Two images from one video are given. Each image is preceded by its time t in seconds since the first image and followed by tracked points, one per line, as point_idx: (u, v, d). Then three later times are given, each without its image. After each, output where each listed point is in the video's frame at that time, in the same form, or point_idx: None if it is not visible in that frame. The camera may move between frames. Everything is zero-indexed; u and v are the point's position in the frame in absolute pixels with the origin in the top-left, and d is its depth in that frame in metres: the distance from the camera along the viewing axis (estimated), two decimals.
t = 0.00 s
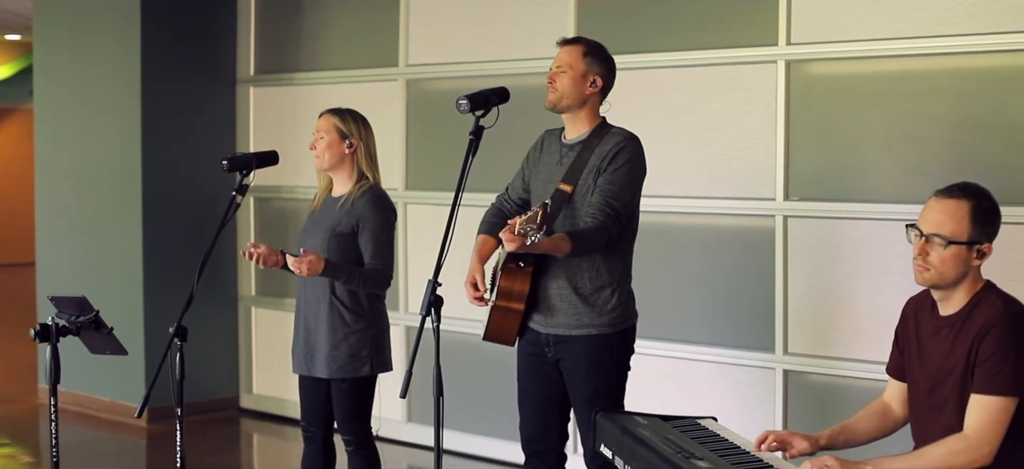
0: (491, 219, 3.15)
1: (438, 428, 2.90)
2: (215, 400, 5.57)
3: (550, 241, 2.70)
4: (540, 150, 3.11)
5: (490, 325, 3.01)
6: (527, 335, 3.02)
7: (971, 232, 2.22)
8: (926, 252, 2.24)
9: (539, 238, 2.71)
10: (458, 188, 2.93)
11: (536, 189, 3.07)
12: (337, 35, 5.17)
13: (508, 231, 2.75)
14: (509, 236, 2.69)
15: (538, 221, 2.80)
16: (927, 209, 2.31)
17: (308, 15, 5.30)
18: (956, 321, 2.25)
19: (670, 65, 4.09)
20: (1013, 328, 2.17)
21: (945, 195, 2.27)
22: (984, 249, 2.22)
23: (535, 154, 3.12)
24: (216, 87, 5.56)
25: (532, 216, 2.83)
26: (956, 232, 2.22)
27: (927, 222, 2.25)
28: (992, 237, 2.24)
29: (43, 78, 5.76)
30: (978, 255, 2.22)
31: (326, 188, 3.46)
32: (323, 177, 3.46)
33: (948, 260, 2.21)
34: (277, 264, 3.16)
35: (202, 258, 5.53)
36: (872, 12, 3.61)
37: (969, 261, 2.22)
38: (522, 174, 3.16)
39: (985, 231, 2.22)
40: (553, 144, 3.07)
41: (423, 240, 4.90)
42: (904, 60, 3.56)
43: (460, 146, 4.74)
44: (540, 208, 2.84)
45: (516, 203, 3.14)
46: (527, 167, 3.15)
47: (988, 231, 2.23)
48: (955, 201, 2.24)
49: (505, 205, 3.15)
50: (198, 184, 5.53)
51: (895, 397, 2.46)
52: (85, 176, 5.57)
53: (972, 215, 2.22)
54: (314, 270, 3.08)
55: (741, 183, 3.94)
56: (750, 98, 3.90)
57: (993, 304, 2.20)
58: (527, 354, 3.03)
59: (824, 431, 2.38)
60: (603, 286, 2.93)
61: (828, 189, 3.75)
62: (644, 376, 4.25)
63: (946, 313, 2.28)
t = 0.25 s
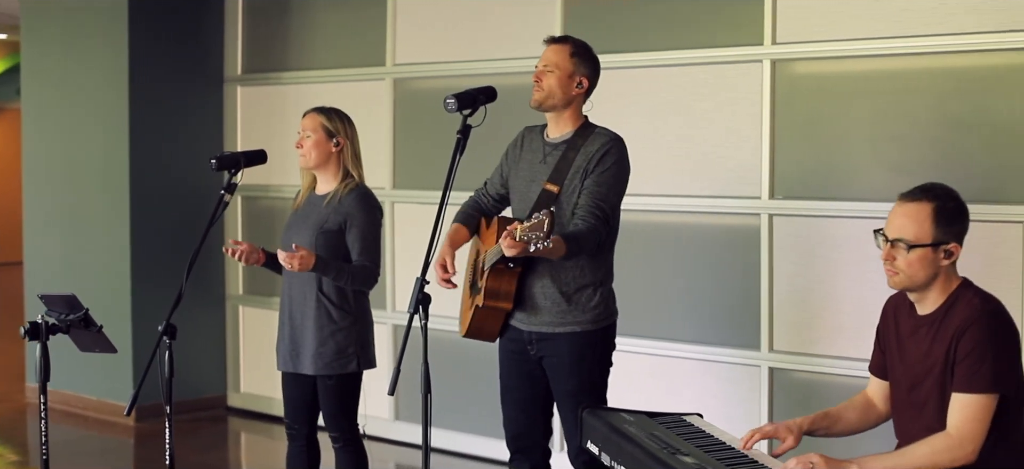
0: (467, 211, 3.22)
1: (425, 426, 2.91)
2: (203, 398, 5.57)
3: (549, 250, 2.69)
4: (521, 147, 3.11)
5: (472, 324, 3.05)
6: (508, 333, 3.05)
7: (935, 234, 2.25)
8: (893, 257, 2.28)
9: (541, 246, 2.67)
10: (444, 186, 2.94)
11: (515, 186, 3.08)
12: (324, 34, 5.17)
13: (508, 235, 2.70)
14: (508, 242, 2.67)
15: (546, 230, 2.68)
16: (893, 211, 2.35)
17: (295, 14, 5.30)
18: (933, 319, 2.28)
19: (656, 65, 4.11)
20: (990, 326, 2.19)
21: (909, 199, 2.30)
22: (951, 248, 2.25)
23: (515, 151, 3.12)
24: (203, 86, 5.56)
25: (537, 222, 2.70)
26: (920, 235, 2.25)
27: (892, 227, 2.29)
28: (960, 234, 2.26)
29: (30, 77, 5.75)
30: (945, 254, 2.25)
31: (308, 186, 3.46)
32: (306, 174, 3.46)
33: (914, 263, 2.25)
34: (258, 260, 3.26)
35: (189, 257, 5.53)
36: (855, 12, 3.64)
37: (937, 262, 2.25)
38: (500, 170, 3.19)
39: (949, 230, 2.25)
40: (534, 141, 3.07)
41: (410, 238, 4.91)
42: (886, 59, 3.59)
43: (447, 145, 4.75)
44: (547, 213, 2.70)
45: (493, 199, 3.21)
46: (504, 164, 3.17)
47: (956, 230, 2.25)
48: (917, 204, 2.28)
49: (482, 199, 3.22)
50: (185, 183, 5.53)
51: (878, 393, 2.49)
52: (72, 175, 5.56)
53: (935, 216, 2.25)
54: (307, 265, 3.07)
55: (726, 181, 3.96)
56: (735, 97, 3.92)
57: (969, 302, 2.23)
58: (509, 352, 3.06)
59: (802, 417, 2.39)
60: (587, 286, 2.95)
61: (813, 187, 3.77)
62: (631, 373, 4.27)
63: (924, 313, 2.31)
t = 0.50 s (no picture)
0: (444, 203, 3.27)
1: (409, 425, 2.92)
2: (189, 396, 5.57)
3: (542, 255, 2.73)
4: (499, 144, 3.12)
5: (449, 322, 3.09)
6: (486, 330, 3.07)
7: (906, 231, 2.27)
8: (865, 255, 2.31)
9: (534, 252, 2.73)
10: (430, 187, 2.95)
11: (494, 183, 3.10)
12: (309, 33, 5.18)
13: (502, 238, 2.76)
14: (503, 247, 2.73)
15: (544, 237, 2.69)
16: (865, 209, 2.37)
17: (281, 13, 5.30)
18: (908, 317, 2.31)
19: (640, 64, 4.14)
20: (963, 321, 2.21)
21: (880, 197, 2.33)
22: (921, 244, 2.28)
23: (493, 148, 3.14)
24: (189, 85, 5.56)
25: (533, 226, 2.71)
26: (890, 232, 2.28)
27: (863, 225, 2.32)
28: (931, 230, 2.29)
29: (14, 75, 5.73)
30: (917, 251, 2.28)
31: (283, 183, 3.45)
32: (282, 171, 3.45)
33: (886, 261, 2.28)
34: (232, 253, 3.32)
35: (175, 256, 5.53)
36: (837, 12, 3.67)
37: (909, 259, 2.28)
38: (475, 165, 3.21)
39: (920, 226, 2.27)
40: (514, 138, 3.09)
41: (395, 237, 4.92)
42: (866, 59, 3.63)
43: (431, 143, 4.76)
44: (545, 219, 2.70)
45: (469, 194, 3.25)
46: (480, 160, 3.19)
47: (925, 225, 2.28)
48: (887, 202, 2.31)
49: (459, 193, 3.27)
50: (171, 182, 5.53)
51: (858, 391, 2.51)
52: (57, 173, 5.55)
53: (906, 213, 2.28)
54: (298, 254, 3.11)
55: (709, 180, 3.99)
56: (718, 96, 3.95)
57: (943, 298, 2.26)
58: (489, 350, 3.07)
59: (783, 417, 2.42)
60: (568, 284, 2.97)
61: (795, 186, 3.80)
62: (614, 371, 4.29)
63: (898, 309, 2.34)
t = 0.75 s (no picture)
0: (420, 203, 3.31)
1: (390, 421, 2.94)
2: (173, 395, 5.57)
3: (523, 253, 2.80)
4: (475, 143, 3.15)
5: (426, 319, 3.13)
6: (463, 327, 3.10)
7: (883, 229, 2.30)
8: (843, 253, 2.34)
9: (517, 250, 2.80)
10: (411, 182, 2.98)
11: (470, 182, 3.12)
12: (293, 33, 5.19)
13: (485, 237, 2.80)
14: (488, 244, 2.77)
15: (530, 236, 2.76)
16: (841, 207, 2.40)
17: (265, 12, 5.31)
18: (885, 313, 2.35)
19: (622, 64, 4.17)
20: (938, 316, 2.25)
21: (857, 195, 2.36)
22: (898, 242, 2.31)
23: (469, 146, 3.16)
24: (174, 84, 5.56)
25: (518, 224, 2.77)
26: (868, 230, 2.31)
27: (840, 224, 2.35)
28: (906, 228, 2.33)
29: None
30: (893, 248, 2.31)
31: (257, 181, 3.46)
32: (256, 169, 3.46)
33: (863, 259, 2.31)
34: (207, 248, 3.37)
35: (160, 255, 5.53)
36: (817, 12, 3.71)
37: (886, 256, 2.31)
38: (449, 162, 3.24)
39: (896, 225, 2.31)
40: (490, 136, 3.11)
41: (379, 235, 4.94)
42: (845, 58, 3.67)
43: (415, 142, 4.78)
44: (530, 217, 2.76)
45: (443, 189, 3.28)
46: (454, 156, 3.22)
47: (902, 223, 2.32)
48: (865, 200, 2.33)
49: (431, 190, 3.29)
50: (157, 180, 5.53)
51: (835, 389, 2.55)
52: (42, 172, 5.55)
53: (884, 212, 2.31)
54: (285, 249, 3.13)
55: (690, 179, 4.02)
56: (699, 95, 3.98)
57: (918, 295, 2.29)
58: (466, 346, 3.09)
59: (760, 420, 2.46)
60: (546, 282, 3.00)
61: (775, 184, 3.84)
62: (596, 368, 4.33)
63: (875, 306, 2.38)
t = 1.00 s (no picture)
0: (398, 204, 3.34)
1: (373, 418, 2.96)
2: (158, 393, 5.58)
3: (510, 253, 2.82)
4: (450, 141, 3.17)
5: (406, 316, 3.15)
6: (443, 325, 3.12)
7: (862, 225, 2.34)
8: (822, 248, 2.38)
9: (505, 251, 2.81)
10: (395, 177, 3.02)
11: (447, 180, 3.15)
12: (278, 32, 5.21)
13: (472, 238, 2.83)
14: (474, 245, 2.80)
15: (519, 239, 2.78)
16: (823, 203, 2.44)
17: (250, 12, 5.33)
18: (864, 307, 2.38)
19: (605, 63, 4.20)
20: (915, 312, 2.28)
21: (839, 191, 2.40)
22: (878, 238, 2.34)
23: (444, 145, 3.18)
24: (159, 83, 5.57)
25: (507, 226, 2.79)
26: (847, 225, 2.35)
27: (821, 219, 2.39)
28: (886, 224, 2.36)
29: None
30: (873, 244, 2.35)
31: (232, 180, 3.46)
32: (232, 168, 3.46)
33: (842, 253, 2.35)
34: (186, 255, 3.33)
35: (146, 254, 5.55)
36: (797, 12, 3.75)
37: (865, 252, 2.35)
38: (424, 161, 3.26)
39: (876, 220, 2.34)
40: (467, 135, 3.13)
41: (364, 234, 4.96)
42: (824, 58, 3.71)
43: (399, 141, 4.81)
44: (519, 220, 2.78)
45: (418, 189, 3.29)
46: (429, 154, 3.23)
47: (883, 219, 2.35)
48: (845, 195, 2.37)
49: (407, 191, 3.29)
50: (142, 179, 5.54)
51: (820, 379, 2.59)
52: (27, 170, 5.55)
53: (863, 208, 2.35)
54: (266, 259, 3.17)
55: (672, 177, 4.06)
56: (681, 94, 4.02)
57: (897, 290, 2.33)
58: (446, 343, 3.12)
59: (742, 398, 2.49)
60: (524, 279, 3.04)
61: (755, 183, 3.87)
62: (579, 365, 4.36)
63: (854, 300, 2.41)
